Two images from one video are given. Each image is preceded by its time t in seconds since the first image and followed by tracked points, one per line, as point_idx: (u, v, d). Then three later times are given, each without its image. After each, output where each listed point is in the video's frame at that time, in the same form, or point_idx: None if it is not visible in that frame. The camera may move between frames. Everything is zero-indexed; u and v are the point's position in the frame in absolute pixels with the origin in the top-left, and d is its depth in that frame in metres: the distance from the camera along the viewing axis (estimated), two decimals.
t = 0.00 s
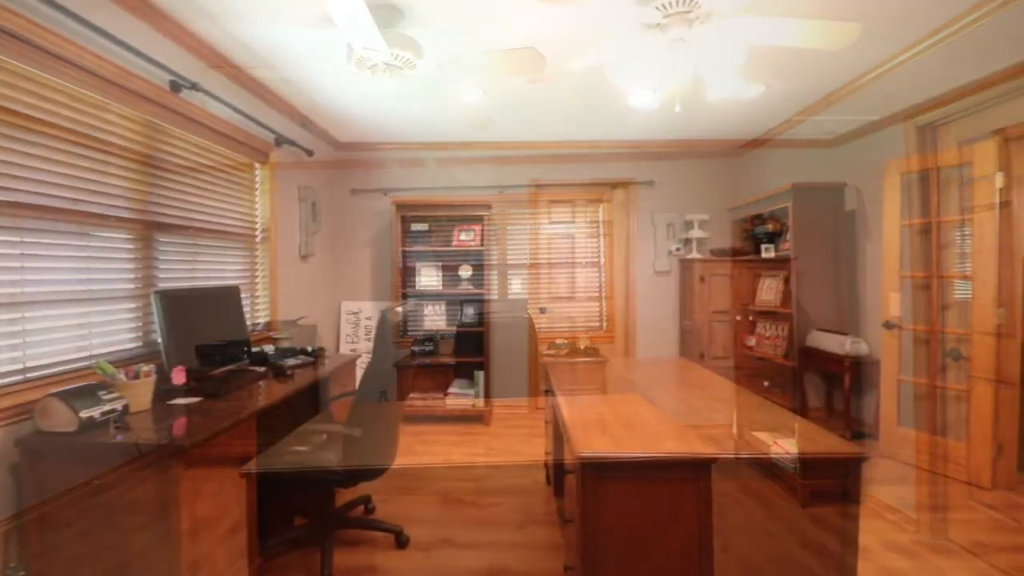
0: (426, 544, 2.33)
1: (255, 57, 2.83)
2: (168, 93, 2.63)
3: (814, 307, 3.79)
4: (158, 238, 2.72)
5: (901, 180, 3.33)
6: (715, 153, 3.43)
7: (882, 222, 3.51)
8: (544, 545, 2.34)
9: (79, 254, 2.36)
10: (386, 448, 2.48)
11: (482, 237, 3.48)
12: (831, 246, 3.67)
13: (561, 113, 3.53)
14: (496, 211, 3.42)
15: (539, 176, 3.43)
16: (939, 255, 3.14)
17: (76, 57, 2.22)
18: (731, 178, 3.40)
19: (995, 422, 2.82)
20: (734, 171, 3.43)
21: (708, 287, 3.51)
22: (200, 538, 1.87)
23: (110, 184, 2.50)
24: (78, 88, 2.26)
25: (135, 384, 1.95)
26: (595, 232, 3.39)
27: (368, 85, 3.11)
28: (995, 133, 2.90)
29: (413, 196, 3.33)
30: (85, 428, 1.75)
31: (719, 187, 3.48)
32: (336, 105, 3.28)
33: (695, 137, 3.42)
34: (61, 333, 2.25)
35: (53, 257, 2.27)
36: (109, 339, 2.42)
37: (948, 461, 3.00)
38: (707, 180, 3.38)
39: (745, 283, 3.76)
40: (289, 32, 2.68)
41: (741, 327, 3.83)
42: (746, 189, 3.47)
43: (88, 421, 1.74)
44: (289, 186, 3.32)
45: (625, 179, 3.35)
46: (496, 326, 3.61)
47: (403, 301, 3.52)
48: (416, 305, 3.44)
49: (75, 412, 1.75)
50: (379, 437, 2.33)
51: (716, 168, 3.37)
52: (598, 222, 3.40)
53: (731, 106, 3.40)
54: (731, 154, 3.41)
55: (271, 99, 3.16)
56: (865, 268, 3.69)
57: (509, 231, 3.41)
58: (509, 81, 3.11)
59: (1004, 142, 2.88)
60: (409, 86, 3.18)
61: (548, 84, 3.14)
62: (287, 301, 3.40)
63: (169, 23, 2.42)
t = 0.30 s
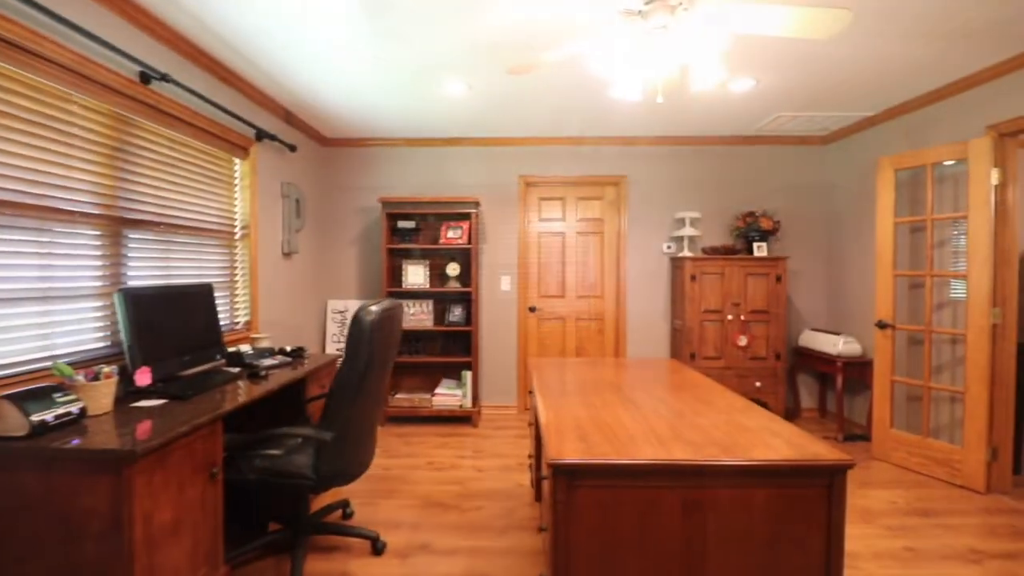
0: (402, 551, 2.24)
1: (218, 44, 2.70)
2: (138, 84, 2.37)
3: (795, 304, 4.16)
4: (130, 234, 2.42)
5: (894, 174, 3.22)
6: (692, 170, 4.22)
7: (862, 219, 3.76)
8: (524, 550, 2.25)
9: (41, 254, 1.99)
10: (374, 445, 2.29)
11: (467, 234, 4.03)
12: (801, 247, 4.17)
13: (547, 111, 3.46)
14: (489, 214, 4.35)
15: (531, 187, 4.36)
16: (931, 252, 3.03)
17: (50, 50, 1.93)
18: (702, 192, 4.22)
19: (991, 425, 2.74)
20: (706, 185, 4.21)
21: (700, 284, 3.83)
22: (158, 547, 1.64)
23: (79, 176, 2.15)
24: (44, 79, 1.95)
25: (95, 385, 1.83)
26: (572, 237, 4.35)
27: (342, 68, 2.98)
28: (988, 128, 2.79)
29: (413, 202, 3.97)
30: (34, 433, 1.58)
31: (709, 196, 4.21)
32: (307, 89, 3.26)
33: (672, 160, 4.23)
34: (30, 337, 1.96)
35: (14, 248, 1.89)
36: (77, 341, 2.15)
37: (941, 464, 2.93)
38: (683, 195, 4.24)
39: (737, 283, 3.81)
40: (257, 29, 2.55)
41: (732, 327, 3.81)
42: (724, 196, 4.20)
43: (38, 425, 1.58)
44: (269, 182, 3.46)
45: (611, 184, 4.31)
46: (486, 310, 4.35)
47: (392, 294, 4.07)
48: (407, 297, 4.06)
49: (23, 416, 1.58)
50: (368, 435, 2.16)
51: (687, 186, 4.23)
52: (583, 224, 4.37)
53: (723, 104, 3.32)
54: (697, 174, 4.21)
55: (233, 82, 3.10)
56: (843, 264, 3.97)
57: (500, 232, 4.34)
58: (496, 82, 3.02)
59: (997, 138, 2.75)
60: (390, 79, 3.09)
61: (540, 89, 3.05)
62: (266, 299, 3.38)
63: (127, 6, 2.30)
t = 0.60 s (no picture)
0: (373, 562, 2.17)
1: (189, 38, 2.62)
2: (100, 79, 2.28)
3: (784, 305, 4.10)
4: (92, 236, 2.34)
5: (882, 173, 3.17)
6: (681, 170, 4.15)
7: (852, 218, 3.70)
8: (500, 561, 2.18)
9: None
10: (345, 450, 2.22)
11: (451, 234, 3.96)
12: (791, 247, 4.11)
13: (532, 108, 3.38)
14: (475, 215, 4.27)
15: (517, 187, 4.29)
16: (920, 253, 2.96)
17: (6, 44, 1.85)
18: (692, 192, 4.16)
19: (980, 429, 2.68)
20: (695, 185, 4.16)
21: (688, 285, 3.77)
22: (109, 560, 1.56)
23: (35, 175, 2.06)
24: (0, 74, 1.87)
25: (44, 392, 1.75)
26: (559, 239, 4.28)
27: (319, 64, 2.90)
28: (978, 126, 2.74)
29: (395, 200, 3.85)
30: None
31: (699, 196, 4.15)
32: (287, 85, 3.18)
33: (662, 159, 4.16)
34: None
35: None
36: (29, 344, 2.05)
37: (931, 469, 2.86)
38: (671, 195, 4.17)
39: (726, 284, 3.74)
40: (227, 23, 2.46)
41: (720, 329, 3.74)
42: (714, 196, 4.15)
43: None
44: (245, 181, 3.37)
45: (598, 184, 4.24)
46: (471, 312, 4.28)
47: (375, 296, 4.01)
48: (392, 300, 4.01)
49: None
50: (337, 441, 2.09)
51: (676, 185, 4.16)
52: (570, 222, 4.28)
53: (711, 101, 3.25)
54: (686, 174, 4.15)
55: (206, 77, 3.00)
56: (832, 264, 3.91)
57: (485, 233, 4.27)
58: (478, 77, 2.94)
59: (987, 137, 2.69)
60: (369, 75, 3.01)
61: (524, 84, 2.95)
62: (240, 300, 3.31)
63: None
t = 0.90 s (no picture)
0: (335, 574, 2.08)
1: (150, 31, 2.51)
2: (51, 70, 2.17)
3: (771, 305, 4.03)
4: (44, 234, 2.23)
5: (868, 171, 3.10)
6: (666, 168, 4.08)
7: (837, 217, 3.65)
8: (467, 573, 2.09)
9: None
10: (308, 457, 2.14)
11: (431, 233, 3.86)
12: (777, 246, 4.04)
13: (512, 103, 3.28)
14: (456, 214, 4.18)
15: (499, 185, 4.21)
16: (905, 252, 2.90)
17: None
18: (676, 191, 4.08)
19: (966, 433, 2.62)
20: (679, 184, 4.08)
21: (672, 285, 3.69)
22: None
23: None
24: None
25: None
26: (543, 238, 4.20)
27: (289, 58, 2.80)
28: (964, 122, 2.67)
29: (373, 198, 3.75)
30: None
31: (684, 194, 4.08)
32: (258, 79, 3.08)
33: (646, 157, 4.08)
34: None
35: None
36: None
37: (916, 473, 2.80)
38: (656, 194, 4.10)
39: (710, 284, 3.67)
40: (188, 15, 2.35)
41: (704, 329, 3.68)
42: (699, 195, 4.07)
43: None
44: (214, 178, 3.28)
45: (581, 182, 4.17)
46: (452, 312, 4.19)
47: (353, 297, 3.92)
48: (370, 301, 3.91)
49: None
50: (296, 449, 2.01)
51: (660, 184, 4.09)
52: (554, 221, 4.20)
53: (693, 97, 3.17)
54: (670, 172, 4.08)
55: (172, 71, 2.90)
56: (818, 263, 3.85)
57: (467, 232, 4.18)
58: (452, 71, 2.83)
59: (973, 134, 2.63)
60: (340, 69, 2.91)
61: (499, 77, 2.85)
62: (207, 301, 3.21)
63: None
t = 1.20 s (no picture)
0: None
1: (97, 21, 2.38)
2: None
3: (753, 306, 3.96)
4: None
5: (849, 170, 3.03)
6: (647, 167, 4.00)
7: (819, 217, 3.58)
8: None
9: None
10: (259, 470, 2.04)
11: (405, 233, 3.76)
12: (759, 247, 3.98)
13: (485, 98, 3.17)
14: (433, 213, 4.08)
15: (477, 184, 4.11)
16: (886, 253, 2.83)
17: None
18: (657, 190, 4.00)
19: (946, 440, 2.55)
20: (660, 183, 4.00)
21: (652, 286, 3.61)
22: None
23: None
24: None
25: None
26: (521, 238, 4.11)
27: (249, 51, 2.68)
28: (945, 120, 2.60)
29: (345, 196, 3.66)
30: None
31: (665, 193, 4.00)
32: (219, 73, 2.96)
33: (626, 156, 4.00)
34: None
35: None
36: None
37: (896, 479, 2.73)
38: (637, 193, 4.01)
39: (690, 285, 3.60)
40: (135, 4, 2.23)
41: (684, 332, 3.60)
42: (680, 194, 3.99)
43: None
44: (174, 175, 3.16)
45: (561, 181, 4.08)
46: (429, 314, 4.08)
47: (325, 299, 3.80)
48: (343, 303, 3.80)
49: None
50: (243, 462, 1.90)
51: (641, 184, 4.00)
52: (533, 221, 4.11)
53: (671, 93, 3.08)
54: (651, 172, 4.00)
55: (127, 63, 2.78)
56: (800, 264, 3.79)
57: (443, 232, 4.08)
58: (420, 65, 2.72)
59: (955, 132, 2.56)
60: (303, 62, 2.80)
61: (469, 70, 2.74)
62: (166, 303, 3.09)
63: None
